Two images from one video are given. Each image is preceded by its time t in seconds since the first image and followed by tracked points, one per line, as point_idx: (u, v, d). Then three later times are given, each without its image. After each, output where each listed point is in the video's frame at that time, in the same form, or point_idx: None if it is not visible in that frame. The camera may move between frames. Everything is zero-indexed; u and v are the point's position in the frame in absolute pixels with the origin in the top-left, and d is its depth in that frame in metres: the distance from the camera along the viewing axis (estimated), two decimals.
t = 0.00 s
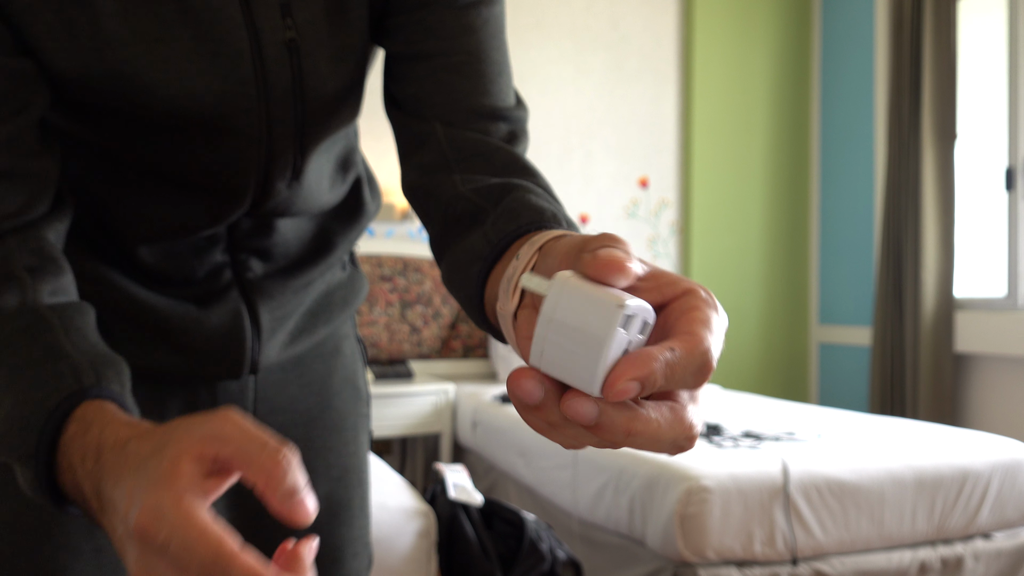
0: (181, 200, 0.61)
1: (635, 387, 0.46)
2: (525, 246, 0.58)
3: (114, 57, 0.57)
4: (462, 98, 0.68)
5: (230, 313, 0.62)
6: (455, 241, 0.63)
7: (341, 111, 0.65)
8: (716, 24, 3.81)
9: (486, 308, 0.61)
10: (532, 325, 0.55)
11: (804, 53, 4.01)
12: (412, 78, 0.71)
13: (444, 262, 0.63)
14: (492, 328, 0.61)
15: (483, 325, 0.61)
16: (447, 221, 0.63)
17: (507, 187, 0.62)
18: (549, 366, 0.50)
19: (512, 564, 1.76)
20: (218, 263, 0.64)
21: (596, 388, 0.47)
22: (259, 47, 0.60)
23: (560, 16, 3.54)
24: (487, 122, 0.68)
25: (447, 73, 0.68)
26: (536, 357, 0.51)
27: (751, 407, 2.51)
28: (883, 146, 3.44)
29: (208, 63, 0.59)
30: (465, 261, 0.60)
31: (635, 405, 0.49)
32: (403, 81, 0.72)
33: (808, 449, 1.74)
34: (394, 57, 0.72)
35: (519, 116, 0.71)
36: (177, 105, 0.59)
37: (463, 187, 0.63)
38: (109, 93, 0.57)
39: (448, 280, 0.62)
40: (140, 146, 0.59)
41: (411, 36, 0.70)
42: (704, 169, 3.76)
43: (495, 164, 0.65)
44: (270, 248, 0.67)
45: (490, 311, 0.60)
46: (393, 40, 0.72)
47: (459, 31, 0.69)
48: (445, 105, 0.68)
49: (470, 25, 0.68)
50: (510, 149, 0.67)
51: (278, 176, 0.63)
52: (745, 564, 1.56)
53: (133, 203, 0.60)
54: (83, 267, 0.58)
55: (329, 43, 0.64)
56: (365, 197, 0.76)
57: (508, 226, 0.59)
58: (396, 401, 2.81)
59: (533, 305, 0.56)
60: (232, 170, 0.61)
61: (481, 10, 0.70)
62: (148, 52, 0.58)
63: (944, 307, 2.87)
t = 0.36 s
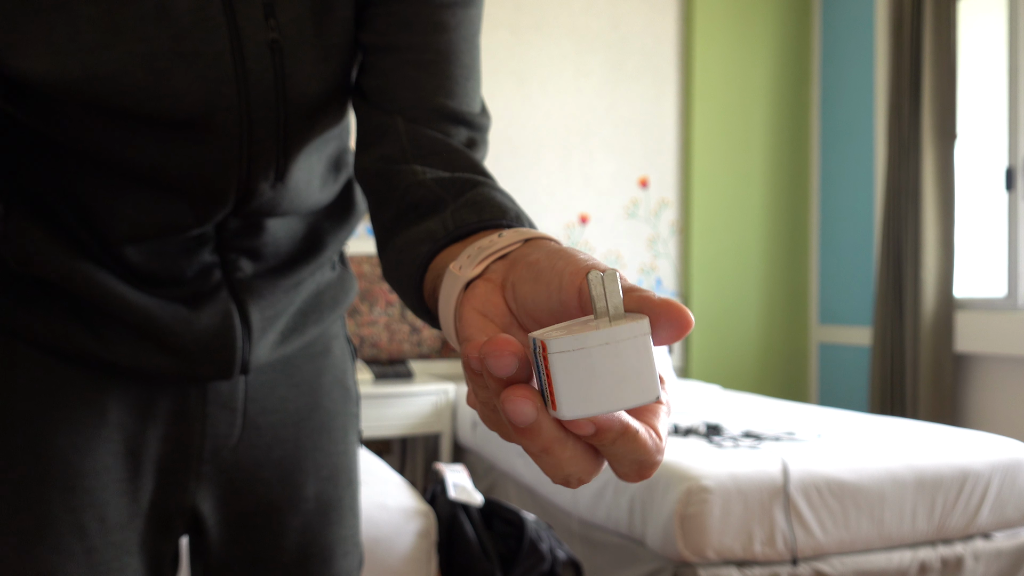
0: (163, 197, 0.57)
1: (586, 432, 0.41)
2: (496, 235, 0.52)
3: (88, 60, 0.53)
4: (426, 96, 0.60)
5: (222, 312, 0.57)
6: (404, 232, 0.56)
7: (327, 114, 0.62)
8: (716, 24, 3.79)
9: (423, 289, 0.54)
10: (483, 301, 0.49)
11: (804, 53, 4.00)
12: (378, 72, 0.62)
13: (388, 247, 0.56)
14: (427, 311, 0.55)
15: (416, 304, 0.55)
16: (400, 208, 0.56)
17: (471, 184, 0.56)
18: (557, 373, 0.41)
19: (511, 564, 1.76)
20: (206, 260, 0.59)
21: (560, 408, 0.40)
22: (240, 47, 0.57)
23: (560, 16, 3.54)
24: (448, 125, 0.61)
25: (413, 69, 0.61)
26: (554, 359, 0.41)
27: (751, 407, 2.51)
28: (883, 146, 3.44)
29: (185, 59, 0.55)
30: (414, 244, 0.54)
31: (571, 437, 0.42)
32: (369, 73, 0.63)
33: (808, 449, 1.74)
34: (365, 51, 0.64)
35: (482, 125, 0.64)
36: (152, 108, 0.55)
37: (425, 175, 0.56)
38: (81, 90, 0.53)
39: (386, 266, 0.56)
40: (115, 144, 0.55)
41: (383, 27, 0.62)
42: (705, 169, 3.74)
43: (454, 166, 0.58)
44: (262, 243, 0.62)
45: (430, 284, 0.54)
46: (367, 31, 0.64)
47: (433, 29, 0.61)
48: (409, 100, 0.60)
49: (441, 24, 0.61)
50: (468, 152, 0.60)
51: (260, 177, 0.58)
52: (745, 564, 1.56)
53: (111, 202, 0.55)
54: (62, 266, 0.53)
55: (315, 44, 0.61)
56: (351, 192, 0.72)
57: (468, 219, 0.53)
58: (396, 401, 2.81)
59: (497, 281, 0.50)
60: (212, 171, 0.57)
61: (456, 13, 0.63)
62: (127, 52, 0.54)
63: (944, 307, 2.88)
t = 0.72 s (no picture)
0: (146, 202, 0.57)
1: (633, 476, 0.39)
2: (468, 262, 0.52)
3: (67, 67, 0.53)
4: (404, 106, 0.60)
5: (204, 315, 0.58)
6: (378, 243, 0.56)
7: (307, 122, 0.63)
8: (716, 24, 3.79)
9: (392, 305, 0.54)
10: (451, 317, 0.49)
11: (804, 54, 4.00)
12: (360, 76, 0.61)
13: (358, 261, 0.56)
14: (393, 327, 0.54)
15: (382, 318, 0.54)
16: (373, 222, 0.56)
17: (446, 204, 0.55)
18: (617, 455, 0.37)
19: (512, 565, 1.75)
20: (189, 263, 0.59)
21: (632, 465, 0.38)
22: (221, 54, 0.57)
23: (560, 16, 3.54)
24: (426, 136, 0.60)
25: (394, 75, 0.59)
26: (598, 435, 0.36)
27: (750, 407, 2.51)
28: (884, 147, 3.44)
29: (166, 66, 0.55)
30: (383, 260, 0.54)
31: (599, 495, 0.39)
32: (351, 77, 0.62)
33: (808, 450, 1.74)
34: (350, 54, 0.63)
35: (463, 138, 0.64)
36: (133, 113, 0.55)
37: (400, 189, 0.56)
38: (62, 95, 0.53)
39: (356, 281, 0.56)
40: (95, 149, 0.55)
41: (367, 33, 0.61)
42: (705, 169, 3.74)
43: (431, 181, 0.58)
44: (247, 246, 0.62)
45: (398, 304, 0.54)
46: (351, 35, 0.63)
47: (416, 36, 0.61)
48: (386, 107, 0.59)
49: (425, 32, 0.61)
50: (446, 166, 0.59)
51: (240, 183, 0.58)
52: (745, 564, 1.56)
53: (94, 206, 0.55)
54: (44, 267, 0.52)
55: (297, 51, 0.61)
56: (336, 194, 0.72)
57: (441, 238, 0.53)
58: (396, 401, 2.81)
59: (466, 304, 0.50)
60: (194, 176, 0.57)
61: (442, 22, 0.62)
62: (106, 59, 0.54)
63: (944, 307, 2.87)
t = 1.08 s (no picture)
0: (130, 201, 0.57)
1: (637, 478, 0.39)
2: (455, 276, 0.52)
3: (47, 65, 0.53)
4: (391, 113, 0.60)
5: (189, 316, 0.57)
6: (364, 252, 0.55)
7: (292, 121, 0.62)
8: (716, 24, 3.78)
9: (378, 315, 0.54)
10: (441, 337, 0.48)
11: (804, 53, 4.00)
12: (346, 81, 0.60)
13: (344, 269, 0.56)
14: (382, 341, 0.54)
15: (369, 330, 0.54)
16: (361, 230, 0.55)
17: (434, 213, 0.55)
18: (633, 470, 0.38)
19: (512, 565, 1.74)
20: (175, 262, 0.59)
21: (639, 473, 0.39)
22: (203, 55, 0.57)
23: (560, 17, 3.53)
24: (413, 142, 0.60)
25: (382, 81, 0.59)
26: (621, 470, 0.37)
27: (750, 407, 2.51)
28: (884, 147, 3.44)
29: (147, 65, 0.55)
30: (371, 270, 0.54)
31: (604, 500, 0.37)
32: (338, 81, 0.61)
33: (808, 449, 1.74)
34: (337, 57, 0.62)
35: (451, 144, 0.64)
36: (114, 112, 0.55)
37: (388, 198, 0.55)
38: (43, 95, 0.53)
39: (342, 289, 0.56)
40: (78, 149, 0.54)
41: (356, 36, 0.60)
42: (704, 170, 3.73)
43: (418, 188, 0.57)
44: (234, 245, 0.62)
45: (385, 317, 0.53)
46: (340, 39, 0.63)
47: (404, 40, 0.60)
48: (374, 114, 0.59)
49: (413, 37, 0.60)
50: (435, 174, 0.59)
51: (222, 185, 0.58)
52: (746, 564, 1.56)
53: (78, 205, 0.55)
54: (27, 268, 0.52)
55: (283, 51, 0.60)
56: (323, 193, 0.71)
57: (428, 249, 0.53)
58: (396, 401, 2.80)
59: (455, 319, 0.49)
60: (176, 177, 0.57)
61: (430, 24, 0.61)
62: (86, 55, 0.54)
63: (944, 308, 2.87)
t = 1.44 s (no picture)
0: (114, 202, 0.57)
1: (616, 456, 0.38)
2: (444, 282, 0.50)
3: (29, 66, 0.53)
4: (380, 118, 0.59)
5: (174, 316, 0.57)
6: (351, 257, 0.54)
7: (277, 122, 0.62)
8: (715, 23, 3.78)
9: (366, 321, 0.52)
10: (430, 344, 0.47)
11: (804, 53, 3.99)
12: (333, 85, 0.61)
13: (332, 275, 0.54)
14: (369, 345, 0.52)
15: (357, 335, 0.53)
16: (349, 235, 0.54)
17: (422, 217, 0.54)
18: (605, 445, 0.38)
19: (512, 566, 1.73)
20: (160, 263, 0.59)
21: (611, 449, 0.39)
22: (186, 56, 0.57)
23: (560, 16, 3.53)
24: (400, 147, 0.59)
25: (370, 86, 0.59)
26: (594, 438, 0.37)
27: (755, 408, 2.50)
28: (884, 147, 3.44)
29: (131, 67, 0.55)
30: (357, 276, 0.52)
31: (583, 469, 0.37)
32: (325, 85, 0.62)
33: (808, 449, 1.74)
34: (324, 61, 0.62)
35: (438, 149, 0.63)
36: (97, 113, 0.55)
37: (377, 203, 0.54)
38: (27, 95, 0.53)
39: (330, 295, 0.54)
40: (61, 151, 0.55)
41: (344, 40, 0.60)
42: (704, 169, 3.73)
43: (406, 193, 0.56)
44: (220, 245, 0.61)
45: (373, 322, 0.52)
46: (326, 43, 0.63)
47: (392, 44, 0.60)
48: (361, 119, 0.59)
49: (401, 41, 0.60)
50: (423, 180, 0.58)
51: (206, 187, 0.58)
52: (746, 564, 1.56)
53: (61, 206, 0.55)
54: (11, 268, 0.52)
55: (267, 53, 0.60)
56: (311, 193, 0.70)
57: (417, 254, 0.51)
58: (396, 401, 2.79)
59: (443, 326, 0.48)
60: (161, 178, 0.57)
61: (419, 28, 0.61)
62: (64, 57, 0.54)
63: (944, 307, 2.87)
